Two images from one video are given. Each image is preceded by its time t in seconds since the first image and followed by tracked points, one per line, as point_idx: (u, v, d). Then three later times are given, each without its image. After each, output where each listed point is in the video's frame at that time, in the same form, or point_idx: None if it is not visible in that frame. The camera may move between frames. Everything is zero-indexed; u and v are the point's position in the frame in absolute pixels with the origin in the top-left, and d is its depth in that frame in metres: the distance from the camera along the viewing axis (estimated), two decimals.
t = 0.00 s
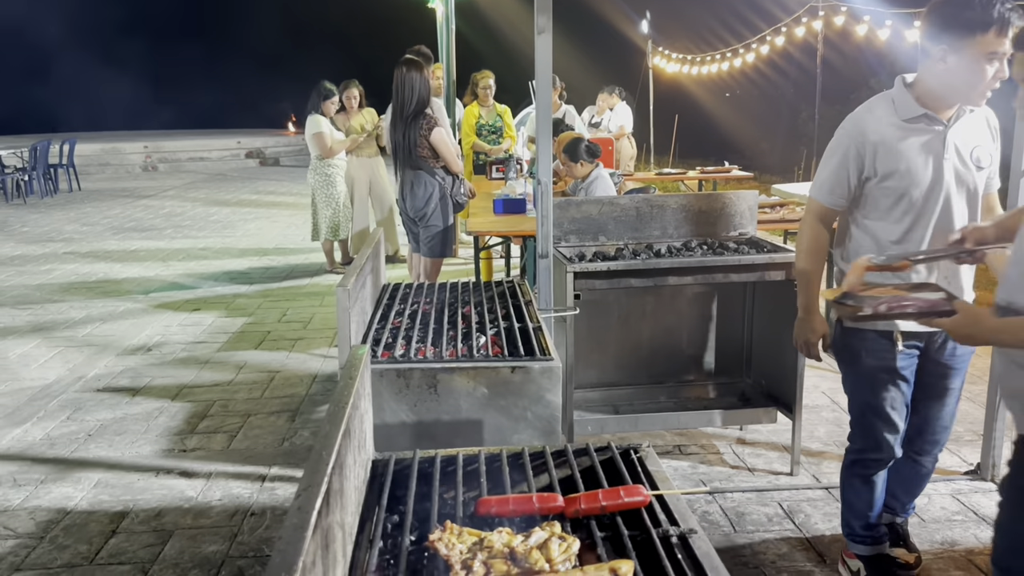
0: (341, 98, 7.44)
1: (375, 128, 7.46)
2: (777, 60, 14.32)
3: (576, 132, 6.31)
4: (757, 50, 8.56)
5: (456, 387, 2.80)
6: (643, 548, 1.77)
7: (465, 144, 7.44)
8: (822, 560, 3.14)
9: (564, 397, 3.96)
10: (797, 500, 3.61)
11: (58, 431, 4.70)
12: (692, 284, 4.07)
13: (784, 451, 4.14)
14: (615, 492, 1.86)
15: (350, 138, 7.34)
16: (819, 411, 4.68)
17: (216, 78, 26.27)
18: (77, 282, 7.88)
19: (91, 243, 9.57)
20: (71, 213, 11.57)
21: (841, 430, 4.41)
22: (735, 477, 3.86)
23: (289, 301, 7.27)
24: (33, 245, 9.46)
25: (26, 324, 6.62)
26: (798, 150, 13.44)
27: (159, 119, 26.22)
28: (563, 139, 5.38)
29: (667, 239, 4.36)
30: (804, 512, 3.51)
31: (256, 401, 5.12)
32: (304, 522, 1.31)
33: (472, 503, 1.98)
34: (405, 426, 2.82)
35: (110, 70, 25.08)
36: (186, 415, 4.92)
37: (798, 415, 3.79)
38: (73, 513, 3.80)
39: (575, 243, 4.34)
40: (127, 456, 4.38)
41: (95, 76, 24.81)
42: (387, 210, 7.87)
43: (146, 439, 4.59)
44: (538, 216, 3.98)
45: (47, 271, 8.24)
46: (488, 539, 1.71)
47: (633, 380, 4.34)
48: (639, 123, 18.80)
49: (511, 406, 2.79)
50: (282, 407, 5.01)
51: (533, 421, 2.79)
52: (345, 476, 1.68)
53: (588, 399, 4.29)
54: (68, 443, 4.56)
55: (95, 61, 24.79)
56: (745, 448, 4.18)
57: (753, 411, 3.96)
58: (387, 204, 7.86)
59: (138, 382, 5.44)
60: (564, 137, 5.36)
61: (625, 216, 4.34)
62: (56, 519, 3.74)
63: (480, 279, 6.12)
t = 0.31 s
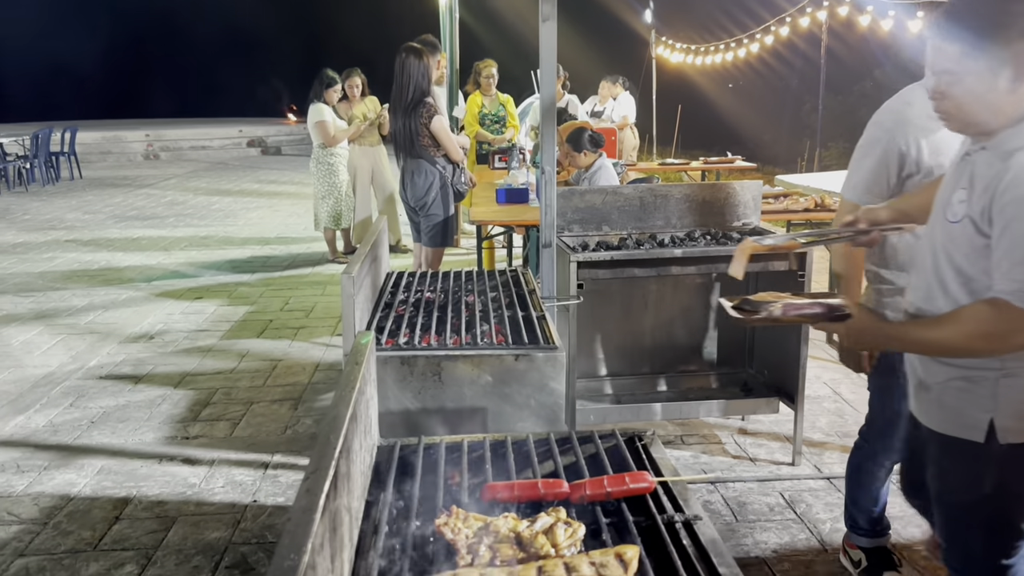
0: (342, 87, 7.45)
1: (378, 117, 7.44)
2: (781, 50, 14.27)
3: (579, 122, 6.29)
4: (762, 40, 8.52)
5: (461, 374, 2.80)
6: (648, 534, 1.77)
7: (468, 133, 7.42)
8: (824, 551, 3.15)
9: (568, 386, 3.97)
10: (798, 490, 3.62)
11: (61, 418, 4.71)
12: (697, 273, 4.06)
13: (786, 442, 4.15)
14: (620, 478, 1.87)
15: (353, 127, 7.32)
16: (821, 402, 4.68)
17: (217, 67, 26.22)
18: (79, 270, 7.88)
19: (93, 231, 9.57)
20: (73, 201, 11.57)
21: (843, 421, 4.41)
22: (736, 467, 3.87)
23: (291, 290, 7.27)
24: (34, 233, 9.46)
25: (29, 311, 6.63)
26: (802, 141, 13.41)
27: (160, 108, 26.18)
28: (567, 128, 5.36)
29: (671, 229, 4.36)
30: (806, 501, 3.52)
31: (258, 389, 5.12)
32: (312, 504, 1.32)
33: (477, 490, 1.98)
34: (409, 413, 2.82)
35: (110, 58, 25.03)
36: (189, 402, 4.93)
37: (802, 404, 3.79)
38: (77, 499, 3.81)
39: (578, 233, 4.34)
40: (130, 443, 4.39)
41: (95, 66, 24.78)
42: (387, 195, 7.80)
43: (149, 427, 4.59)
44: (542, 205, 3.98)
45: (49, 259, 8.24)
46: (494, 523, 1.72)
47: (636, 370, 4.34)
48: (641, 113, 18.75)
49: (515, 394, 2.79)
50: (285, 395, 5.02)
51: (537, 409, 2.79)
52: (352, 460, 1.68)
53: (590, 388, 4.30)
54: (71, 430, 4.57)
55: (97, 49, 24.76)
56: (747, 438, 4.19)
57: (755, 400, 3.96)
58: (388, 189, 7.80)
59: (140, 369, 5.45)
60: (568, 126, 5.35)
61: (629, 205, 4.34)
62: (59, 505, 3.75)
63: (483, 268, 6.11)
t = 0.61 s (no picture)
0: (344, 77, 7.45)
1: (380, 105, 7.43)
2: (784, 41, 14.24)
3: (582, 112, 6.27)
4: (766, 30, 8.50)
5: (464, 363, 2.81)
6: (651, 520, 1.78)
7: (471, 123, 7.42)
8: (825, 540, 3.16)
9: (569, 375, 3.98)
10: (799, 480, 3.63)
11: (64, 406, 4.73)
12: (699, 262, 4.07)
13: (787, 432, 4.16)
14: (623, 464, 1.88)
15: (354, 115, 7.31)
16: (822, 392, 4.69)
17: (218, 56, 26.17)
18: (81, 258, 7.89)
19: (95, 219, 9.58)
20: (74, 190, 11.57)
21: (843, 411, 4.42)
22: (737, 456, 3.88)
23: (293, 279, 7.28)
24: (36, 221, 9.46)
25: (31, 299, 6.64)
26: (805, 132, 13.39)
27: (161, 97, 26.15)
28: (569, 117, 5.36)
29: (673, 219, 4.36)
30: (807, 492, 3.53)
31: (260, 377, 5.14)
32: (319, 488, 1.33)
33: (480, 476, 1.99)
34: (412, 401, 2.83)
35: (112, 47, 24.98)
36: (192, 390, 4.94)
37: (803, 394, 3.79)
38: (80, 486, 3.82)
39: (580, 222, 4.34)
40: (133, 431, 4.40)
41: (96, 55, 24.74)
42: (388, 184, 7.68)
43: (151, 415, 4.60)
44: (545, 193, 3.98)
45: (52, 247, 8.24)
46: (498, 509, 1.73)
47: (638, 359, 4.35)
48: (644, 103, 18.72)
49: (517, 382, 2.80)
50: (287, 384, 5.04)
51: (540, 397, 2.81)
52: (357, 445, 1.68)
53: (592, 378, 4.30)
54: (74, 417, 4.58)
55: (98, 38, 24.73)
56: (748, 428, 4.20)
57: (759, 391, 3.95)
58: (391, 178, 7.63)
59: (143, 358, 5.46)
60: (570, 116, 5.35)
61: (632, 195, 4.34)
62: (62, 492, 3.76)
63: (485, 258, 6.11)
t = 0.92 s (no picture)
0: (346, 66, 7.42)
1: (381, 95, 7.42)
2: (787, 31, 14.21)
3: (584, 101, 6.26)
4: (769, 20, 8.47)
5: (466, 351, 2.81)
6: (652, 506, 1.79)
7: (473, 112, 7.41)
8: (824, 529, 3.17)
9: (571, 364, 3.99)
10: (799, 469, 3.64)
11: (67, 394, 4.74)
12: (702, 251, 4.08)
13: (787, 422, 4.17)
14: (624, 451, 1.89)
15: (356, 104, 7.30)
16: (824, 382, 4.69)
17: (220, 46, 26.12)
18: (84, 247, 7.90)
19: (97, 208, 9.58)
20: (76, 178, 11.57)
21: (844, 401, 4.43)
22: (738, 446, 3.89)
23: (295, 269, 7.28)
24: (38, 210, 9.46)
25: (33, 288, 6.65)
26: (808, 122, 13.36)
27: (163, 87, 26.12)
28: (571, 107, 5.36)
29: (675, 209, 4.37)
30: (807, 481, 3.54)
31: (262, 366, 5.15)
32: (322, 472, 1.33)
33: (482, 463, 2.00)
34: (415, 389, 2.84)
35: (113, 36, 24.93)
36: (194, 379, 4.96)
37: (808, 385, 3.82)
38: (83, 473, 3.84)
39: (582, 212, 4.34)
40: (136, 419, 4.41)
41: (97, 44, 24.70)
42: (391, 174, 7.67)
43: (154, 403, 4.62)
44: (547, 182, 3.97)
45: (54, 236, 8.25)
46: (500, 494, 1.73)
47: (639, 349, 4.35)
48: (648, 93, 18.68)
49: (519, 371, 2.81)
50: (290, 372, 5.05)
51: (542, 386, 2.82)
52: (360, 431, 1.69)
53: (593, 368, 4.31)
54: (77, 405, 4.59)
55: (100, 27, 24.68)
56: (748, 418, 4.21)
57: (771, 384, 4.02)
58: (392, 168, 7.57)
59: (145, 346, 5.47)
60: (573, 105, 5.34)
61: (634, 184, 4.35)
62: (65, 480, 3.78)
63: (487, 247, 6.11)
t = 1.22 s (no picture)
0: (347, 55, 7.42)
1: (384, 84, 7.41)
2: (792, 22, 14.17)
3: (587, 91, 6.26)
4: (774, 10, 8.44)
5: (468, 340, 2.82)
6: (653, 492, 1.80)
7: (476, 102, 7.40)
8: (825, 519, 3.18)
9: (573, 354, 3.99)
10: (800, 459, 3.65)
11: (70, 382, 4.76)
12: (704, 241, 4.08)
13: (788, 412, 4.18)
14: (626, 438, 1.89)
15: (359, 94, 7.29)
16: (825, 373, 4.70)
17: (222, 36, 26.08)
18: (87, 237, 7.90)
19: (99, 198, 9.58)
20: (79, 168, 11.58)
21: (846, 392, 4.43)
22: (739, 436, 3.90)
23: (298, 259, 7.29)
24: (41, 199, 9.47)
25: (36, 277, 6.66)
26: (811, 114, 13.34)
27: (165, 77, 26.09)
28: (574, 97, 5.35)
29: (678, 199, 4.36)
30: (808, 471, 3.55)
31: (265, 355, 5.16)
32: (326, 455, 1.34)
33: (484, 449, 2.01)
34: (417, 377, 2.84)
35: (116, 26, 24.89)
36: (197, 368, 4.97)
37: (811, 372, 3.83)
38: (87, 461, 3.85)
39: (585, 201, 4.34)
40: (139, 408, 4.42)
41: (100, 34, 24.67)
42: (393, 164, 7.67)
43: (157, 391, 4.63)
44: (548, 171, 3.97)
45: (57, 226, 8.25)
46: (502, 480, 1.74)
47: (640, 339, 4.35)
48: (651, 84, 18.64)
49: (521, 359, 2.83)
50: (292, 362, 5.07)
51: (544, 373, 2.84)
52: (363, 415, 1.70)
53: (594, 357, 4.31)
54: (80, 394, 4.61)
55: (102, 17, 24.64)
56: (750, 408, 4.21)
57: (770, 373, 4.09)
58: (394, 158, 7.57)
59: (148, 335, 5.48)
60: (575, 95, 5.33)
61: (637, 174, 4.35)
62: (70, 467, 3.79)
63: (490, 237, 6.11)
